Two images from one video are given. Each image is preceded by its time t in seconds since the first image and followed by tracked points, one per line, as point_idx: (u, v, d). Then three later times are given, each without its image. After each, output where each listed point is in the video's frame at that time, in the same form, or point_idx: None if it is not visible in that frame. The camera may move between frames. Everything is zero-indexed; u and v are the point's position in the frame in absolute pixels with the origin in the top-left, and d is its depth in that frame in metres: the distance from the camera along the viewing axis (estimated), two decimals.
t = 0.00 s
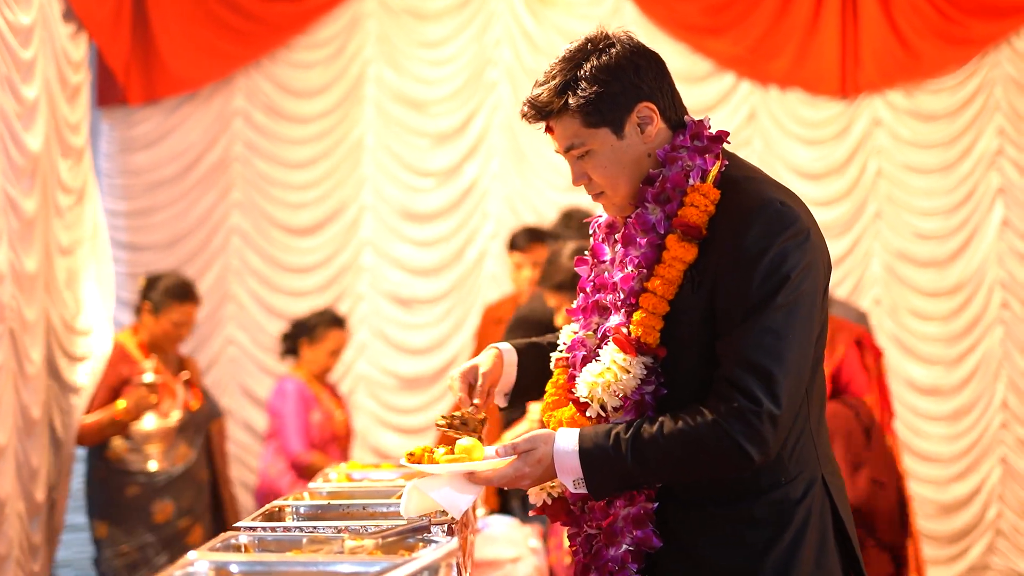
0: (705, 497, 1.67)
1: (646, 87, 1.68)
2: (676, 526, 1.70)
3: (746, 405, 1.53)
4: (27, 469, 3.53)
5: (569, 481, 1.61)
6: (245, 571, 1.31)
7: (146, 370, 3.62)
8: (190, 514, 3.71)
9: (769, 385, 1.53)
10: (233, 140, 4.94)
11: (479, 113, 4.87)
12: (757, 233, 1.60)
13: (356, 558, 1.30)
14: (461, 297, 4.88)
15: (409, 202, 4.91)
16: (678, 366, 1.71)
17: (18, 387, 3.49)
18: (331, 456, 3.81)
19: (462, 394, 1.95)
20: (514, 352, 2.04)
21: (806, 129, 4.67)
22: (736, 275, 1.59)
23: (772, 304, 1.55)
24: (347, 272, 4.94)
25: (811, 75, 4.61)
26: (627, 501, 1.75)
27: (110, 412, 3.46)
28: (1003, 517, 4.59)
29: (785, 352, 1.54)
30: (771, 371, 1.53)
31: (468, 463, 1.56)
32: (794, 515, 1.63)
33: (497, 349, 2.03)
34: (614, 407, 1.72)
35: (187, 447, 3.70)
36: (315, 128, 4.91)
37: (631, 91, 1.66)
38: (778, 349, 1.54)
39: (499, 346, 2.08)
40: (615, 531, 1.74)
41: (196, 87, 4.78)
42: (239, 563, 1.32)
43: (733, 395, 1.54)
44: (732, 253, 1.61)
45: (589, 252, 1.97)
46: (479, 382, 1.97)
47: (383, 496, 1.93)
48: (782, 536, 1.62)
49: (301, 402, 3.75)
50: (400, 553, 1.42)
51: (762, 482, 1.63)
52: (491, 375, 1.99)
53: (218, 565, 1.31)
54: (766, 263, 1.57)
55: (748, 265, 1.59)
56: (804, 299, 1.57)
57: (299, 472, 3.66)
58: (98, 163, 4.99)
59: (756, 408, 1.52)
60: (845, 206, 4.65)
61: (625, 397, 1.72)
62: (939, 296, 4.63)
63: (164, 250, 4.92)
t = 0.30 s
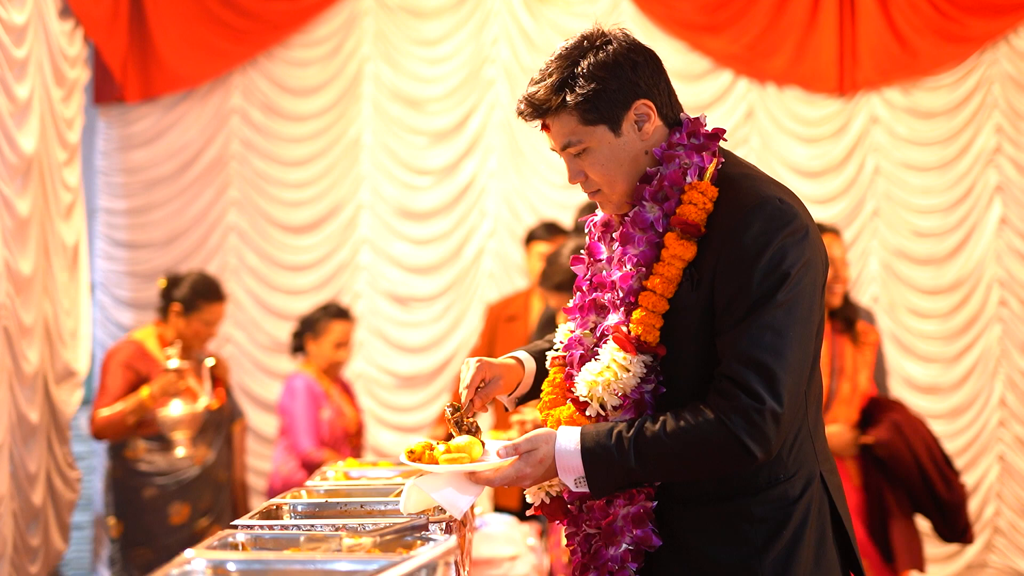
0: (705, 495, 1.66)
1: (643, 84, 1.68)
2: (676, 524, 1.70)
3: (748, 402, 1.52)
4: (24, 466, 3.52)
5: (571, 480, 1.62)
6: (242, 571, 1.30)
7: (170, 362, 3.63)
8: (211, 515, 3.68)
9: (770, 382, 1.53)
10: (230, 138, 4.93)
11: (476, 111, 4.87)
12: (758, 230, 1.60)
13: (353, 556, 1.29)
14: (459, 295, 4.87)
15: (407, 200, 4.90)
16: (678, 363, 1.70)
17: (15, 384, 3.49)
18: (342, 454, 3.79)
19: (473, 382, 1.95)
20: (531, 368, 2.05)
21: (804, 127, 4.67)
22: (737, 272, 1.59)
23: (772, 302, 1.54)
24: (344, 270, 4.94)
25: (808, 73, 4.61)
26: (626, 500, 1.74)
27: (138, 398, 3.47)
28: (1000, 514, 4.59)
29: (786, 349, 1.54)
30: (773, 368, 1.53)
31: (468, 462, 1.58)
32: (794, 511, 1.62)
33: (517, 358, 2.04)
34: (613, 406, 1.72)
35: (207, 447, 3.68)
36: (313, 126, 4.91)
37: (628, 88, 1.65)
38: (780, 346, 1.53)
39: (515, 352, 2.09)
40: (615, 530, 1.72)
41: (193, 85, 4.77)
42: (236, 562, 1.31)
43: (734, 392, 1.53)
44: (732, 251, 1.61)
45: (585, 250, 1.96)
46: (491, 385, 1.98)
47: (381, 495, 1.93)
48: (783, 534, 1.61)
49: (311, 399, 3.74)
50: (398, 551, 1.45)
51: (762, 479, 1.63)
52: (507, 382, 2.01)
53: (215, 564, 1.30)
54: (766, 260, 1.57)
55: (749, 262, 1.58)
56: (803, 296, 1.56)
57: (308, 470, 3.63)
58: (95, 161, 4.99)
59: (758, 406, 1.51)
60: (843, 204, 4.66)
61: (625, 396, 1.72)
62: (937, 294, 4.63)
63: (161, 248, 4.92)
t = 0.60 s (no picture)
0: (703, 496, 1.66)
1: (639, 83, 1.68)
2: (674, 524, 1.69)
3: (747, 403, 1.52)
4: (23, 466, 3.51)
5: (568, 482, 1.61)
6: (241, 570, 1.28)
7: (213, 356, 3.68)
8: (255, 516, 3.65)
9: (769, 382, 1.52)
10: (228, 137, 4.93)
11: (475, 110, 4.86)
12: (755, 229, 1.59)
13: (353, 556, 1.28)
14: (458, 294, 4.87)
15: (406, 199, 4.90)
16: (675, 363, 1.70)
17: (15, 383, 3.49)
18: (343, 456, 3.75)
19: (474, 377, 1.94)
20: (532, 372, 2.05)
21: (803, 127, 4.67)
22: (734, 272, 1.58)
23: (770, 302, 1.54)
24: (343, 269, 4.93)
25: (807, 72, 4.61)
26: (626, 500, 1.73)
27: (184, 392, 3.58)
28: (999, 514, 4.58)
29: (784, 349, 1.53)
30: (772, 368, 1.53)
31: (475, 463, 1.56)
32: (792, 511, 1.62)
33: (518, 361, 2.04)
34: (611, 407, 1.72)
35: (252, 447, 3.61)
36: (313, 126, 4.91)
37: (625, 88, 1.65)
38: (778, 346, 1.53)
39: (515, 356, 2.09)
40: (615, 531, 1.72)
41: (192, 84, 4.77)
42: (235, 562, 1.30)
43: (733, 392, 1.53)
44: (730, 250, 1.60)
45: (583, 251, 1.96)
46: (489, 384, 1.97)
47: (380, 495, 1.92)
48: (782, 533, 1.61)
49: (316, 399, 3.72)
50: (398, 551, 1.43)
51: (759, 479, 1.62)
52: (507, 383, 2.00)
53: (214, 564, 1.29)
54: (764, 260, 1.56)
55: (746, 263, 1.58)
56: (801, 295, 1.56)
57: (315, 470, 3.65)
58: (94, 161, 4.99)
59: (756, 406, 1.51)
60: (842, 203, 4.65)
61: (623, 397, 1.71)
62: (936, 293, 4.62)
63: (160, 248, 4.92)
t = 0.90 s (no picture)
0: (699, 496, 1.66)
1: (634, 84, 1.68)
2: (670, 524, 1.70)
3: (742, 403, 1.52)
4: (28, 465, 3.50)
5: (565, 482, 1.61)
6: (241, 571, 1.28)
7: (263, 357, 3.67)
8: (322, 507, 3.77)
9: (764, 382, 1.53)
10: (228, 137, 4.93)
11: (474, 111, 4.87)
12: (750, 229, 1.59)
13: (353, 557, 1.28)
14: (457, 294, 4.88)
15: (405, 199, 4.90)
16: (671, 363, 1.70)
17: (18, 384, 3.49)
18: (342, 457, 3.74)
19: (470, 372, 1.95)
20: (529, 373, 2.04)
21: (802, 127, 4.67)
22: (729, 273, 1.59)
23: (766, 302, 1.54)
24: (342, 269, 4.93)
25: (807, 72, 4.61)
26: (621, 502, 1.74)
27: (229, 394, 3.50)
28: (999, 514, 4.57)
29: (780, 349, 1.54)
30: (767, 368, 1.53)
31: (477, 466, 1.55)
32: (788, 511, 1.62)
33: (515, 362, 2.04)
34: (607, 407, 1.72)
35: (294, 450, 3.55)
36: (312, 126, 4.91)
37: (620, 89, 1.65)
38: (773, 345, 1.53)
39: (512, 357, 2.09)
40: (609, 532, 1.73)
41: (192, 84, 4.78)
42: (235, 562, 1.30)
43: (728, 393, 1.53)
44: (725, 251, 1.60)
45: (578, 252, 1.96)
46: (487, 381, 1.97)
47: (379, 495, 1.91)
48: (778, 533, 1.61)
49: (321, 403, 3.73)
50: (397, 551, 1.43)
51: (755, 479, 1.62)
52: (504, 383, 2.00)
53: (214, 564, 1.29)
54: (759, 261, 1.56)
55: (742, 263, 1.58)
56: (797, 295, 1.56)
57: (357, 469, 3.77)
58: (93, 161, 4.99)
59: (752, 407, 1.52)
60: (842, 203, 4.65)
61: (618, 397, 1.72)
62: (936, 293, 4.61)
63: (159, 248, 4.92)
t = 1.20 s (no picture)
0: (698, 496, 1.66)
1: (631, 86, 1.68)
2: (668, 522, 1.70)
3: (742, 403, 1.53)
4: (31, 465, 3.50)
5: (565, 484, 1.61)
6: (243, 571, 1.28)
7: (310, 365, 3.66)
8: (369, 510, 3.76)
9: (762, 382, 1.54)
10: (228, 137, 4.93)
11: (475, 111, 4.87)
12: (749, 230, 1.60)
13: (354, 557, 1.29)
14: (457, 295, 4.88)
15: (405, 200, 4.90)
16: (669, 364, 1.70)
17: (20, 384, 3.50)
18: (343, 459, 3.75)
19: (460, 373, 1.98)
20: (523, 371, 2.04)
21: (803, 128, 4.67)
22: (727, 273, 1.59)
23: (765, 302, 1.55)
24: (343, 270, 4.94)
25: (807, 72, 4.61)
26: (620, 502, 1.74)
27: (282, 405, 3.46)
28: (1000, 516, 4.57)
29: (778, 349, 1.54)
30: (765, 368, 1.54)
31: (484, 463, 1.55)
32: (787, 512, 1.63)
33: (509, 361, 2.04)
34: (605, 407, 1.72)
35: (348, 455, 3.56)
36: (312, 127, 4.91)
37: (618, 91, 1.65)
38: (771, 345, 1.54)
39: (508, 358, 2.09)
40: (609, 532, 1.72)
41: (192, 85, 4.79)
42: (236, 563, 1.30)
43: (727, 393, 1.54)
44: (723, 251, 1.61)
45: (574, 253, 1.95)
46: (479, 380, 1.98)
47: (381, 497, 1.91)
48: (778, 534, 1.61)
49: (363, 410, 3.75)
50: (398, 551, 1.43)
51: (754, 479, 1.63)
52: (498, 382, 2.00)
53: (215, 565, 1.30)
54: (758, 261, 1.57)
55: (739, 264, 1.58)
56: (794, 296, 1.57)
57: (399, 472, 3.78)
58: (94, 161, 4.99)
59: (751, 406, 1.53)
60: (843, 203, 4.65)
61: (616, 397, 1.72)
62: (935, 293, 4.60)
63: (160, 249, 4.92)
